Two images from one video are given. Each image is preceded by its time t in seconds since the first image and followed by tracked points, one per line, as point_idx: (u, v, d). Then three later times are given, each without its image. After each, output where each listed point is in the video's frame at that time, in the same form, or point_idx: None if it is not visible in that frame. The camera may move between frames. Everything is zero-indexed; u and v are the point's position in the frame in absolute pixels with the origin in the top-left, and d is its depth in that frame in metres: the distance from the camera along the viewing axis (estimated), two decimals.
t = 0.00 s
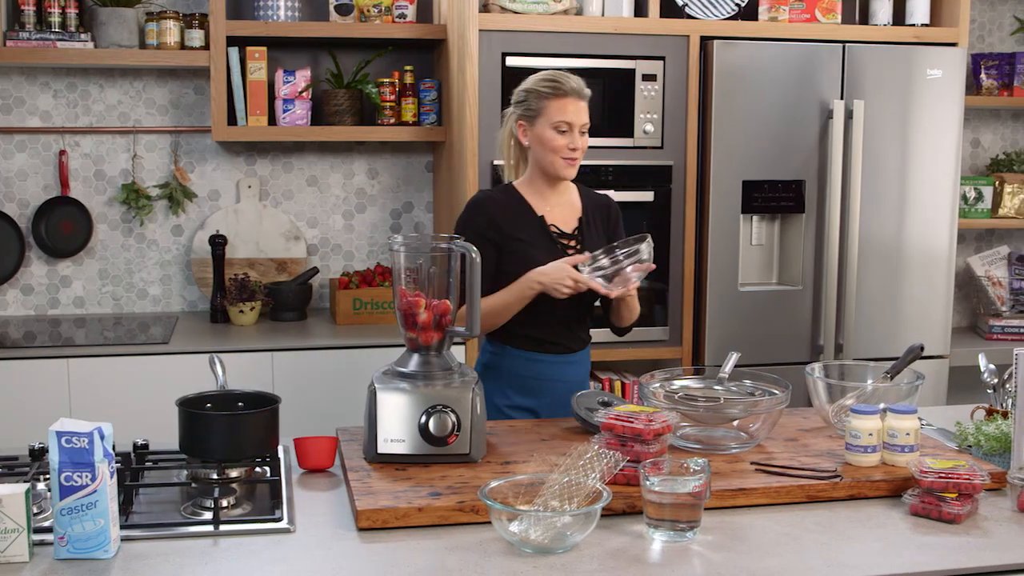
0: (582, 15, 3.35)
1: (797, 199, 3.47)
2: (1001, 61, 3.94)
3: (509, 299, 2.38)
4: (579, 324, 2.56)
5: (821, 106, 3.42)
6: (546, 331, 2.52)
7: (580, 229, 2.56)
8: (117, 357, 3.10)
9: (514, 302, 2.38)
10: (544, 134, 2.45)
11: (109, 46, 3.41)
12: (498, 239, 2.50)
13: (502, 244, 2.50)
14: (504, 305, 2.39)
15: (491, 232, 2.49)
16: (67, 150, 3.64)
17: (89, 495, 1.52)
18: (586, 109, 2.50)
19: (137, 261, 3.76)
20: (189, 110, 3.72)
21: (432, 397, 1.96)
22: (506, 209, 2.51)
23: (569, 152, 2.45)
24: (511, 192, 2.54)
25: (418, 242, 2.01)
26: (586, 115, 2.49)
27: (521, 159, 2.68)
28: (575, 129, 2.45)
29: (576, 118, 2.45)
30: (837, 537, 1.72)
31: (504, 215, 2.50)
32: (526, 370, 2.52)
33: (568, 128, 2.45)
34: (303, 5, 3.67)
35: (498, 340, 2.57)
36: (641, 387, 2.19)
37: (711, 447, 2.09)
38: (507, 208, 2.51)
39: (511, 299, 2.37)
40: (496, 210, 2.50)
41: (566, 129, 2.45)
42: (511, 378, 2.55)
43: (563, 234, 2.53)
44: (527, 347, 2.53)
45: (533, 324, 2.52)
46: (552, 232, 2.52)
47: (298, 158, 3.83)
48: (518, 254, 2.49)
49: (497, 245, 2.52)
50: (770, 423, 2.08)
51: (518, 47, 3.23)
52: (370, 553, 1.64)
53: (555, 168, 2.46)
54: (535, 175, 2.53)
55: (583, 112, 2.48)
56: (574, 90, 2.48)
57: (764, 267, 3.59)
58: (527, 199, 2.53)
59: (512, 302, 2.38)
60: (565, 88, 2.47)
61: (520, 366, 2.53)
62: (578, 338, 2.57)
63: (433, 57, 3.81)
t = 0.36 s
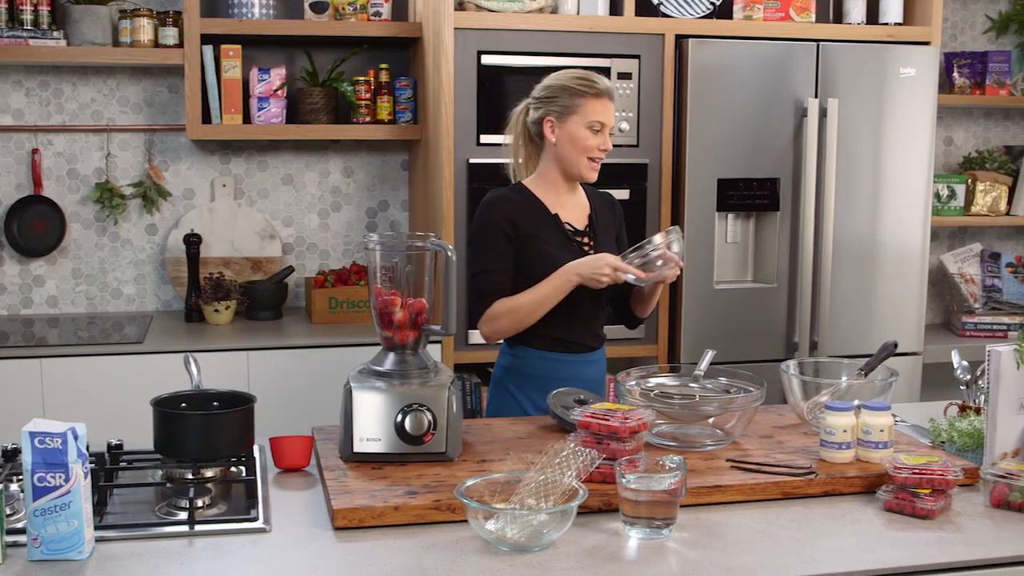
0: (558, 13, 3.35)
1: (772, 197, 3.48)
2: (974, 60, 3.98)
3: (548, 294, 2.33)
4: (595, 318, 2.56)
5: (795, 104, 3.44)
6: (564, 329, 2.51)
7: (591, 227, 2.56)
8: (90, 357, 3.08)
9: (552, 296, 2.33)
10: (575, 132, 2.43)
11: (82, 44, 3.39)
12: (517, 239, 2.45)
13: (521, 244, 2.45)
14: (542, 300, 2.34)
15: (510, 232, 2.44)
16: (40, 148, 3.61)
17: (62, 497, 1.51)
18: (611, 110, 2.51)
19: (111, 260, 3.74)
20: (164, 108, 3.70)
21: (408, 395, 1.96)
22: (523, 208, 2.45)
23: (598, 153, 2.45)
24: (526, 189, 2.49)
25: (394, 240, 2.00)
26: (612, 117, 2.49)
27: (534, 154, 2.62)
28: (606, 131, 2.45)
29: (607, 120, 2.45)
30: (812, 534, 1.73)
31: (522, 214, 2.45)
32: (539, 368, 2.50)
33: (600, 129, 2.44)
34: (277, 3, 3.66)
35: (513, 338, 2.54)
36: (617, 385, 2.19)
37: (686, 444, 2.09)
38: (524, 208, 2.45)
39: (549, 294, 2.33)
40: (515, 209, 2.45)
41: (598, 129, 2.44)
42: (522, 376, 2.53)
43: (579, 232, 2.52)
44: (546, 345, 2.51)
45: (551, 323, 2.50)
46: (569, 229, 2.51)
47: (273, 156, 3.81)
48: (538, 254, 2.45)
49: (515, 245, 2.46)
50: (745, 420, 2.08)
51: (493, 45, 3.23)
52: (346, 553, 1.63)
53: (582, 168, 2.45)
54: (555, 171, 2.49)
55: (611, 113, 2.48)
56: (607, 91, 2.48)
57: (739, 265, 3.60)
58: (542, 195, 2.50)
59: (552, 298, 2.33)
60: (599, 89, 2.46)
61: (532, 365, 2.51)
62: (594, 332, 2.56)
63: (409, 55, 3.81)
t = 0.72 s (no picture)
0: (529, 11, 3.35)
1: (742, 195, 3.50)
2: (941, 60, 4.00)
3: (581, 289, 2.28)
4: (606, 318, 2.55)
5: (765, 103, 3.47)
6: (575, 331, 2.49)
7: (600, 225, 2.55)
8: (58, 357, 3.06)
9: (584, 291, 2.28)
10: (586, 130, 2.41)
11: (49, 41, 3.36)
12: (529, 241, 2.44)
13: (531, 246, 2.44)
14: (575, 296, 2.29)
15: (520, 234, 2.42)
16: (6, 148, 3.58)
17: (30, 498, 1.50)
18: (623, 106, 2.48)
19: (80, 260, 3.71)
20: (132, 106, 3.67)
21: (380, 394, 1.95)
22: (532, 209, 2.44)
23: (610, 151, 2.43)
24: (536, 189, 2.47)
25: (364, 239, 1.99)
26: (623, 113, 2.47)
27: (529, 149, 2.62)
28: (617, 128, 2.43)
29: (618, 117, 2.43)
30: (783, 530, 1.73)
31: (533, 215, 2.44)
32: (550, 371, 2.49)
33: (611, 127, 2.42)
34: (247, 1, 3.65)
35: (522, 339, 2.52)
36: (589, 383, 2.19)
37: (658, 441, 2.08)
38: (534, 209, 2.44)
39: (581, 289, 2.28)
40: (525, 210, 2.43)
41: (608, 127, 2.42)
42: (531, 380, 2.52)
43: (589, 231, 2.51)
44: (555, 347, 2.50)
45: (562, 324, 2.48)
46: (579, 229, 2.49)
47: (243, 155, 3.80)
48: (549, 256, 2.44)
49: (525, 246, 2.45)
50: (717, 417, 2.09)
51: (464, 44, 3.23)
52: (317, 552, 1.62)
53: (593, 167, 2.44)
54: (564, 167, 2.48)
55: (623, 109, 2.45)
56: (619, 88, 2.45)
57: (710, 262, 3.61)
58: (553, 193, 2.48)
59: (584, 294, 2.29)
60: (610, 86, 2.42)
61: (542, 367, 2.50)
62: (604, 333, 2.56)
63: (380, 53, 3.81)
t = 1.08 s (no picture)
0: (501, 9, 3.35)
1: (714, 193, 3.51)
2: (911, 58, 4.06)
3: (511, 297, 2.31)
4: (621, 320, 2.50)
5: (737, 101, 3.48)
6: (581, 326, 2.49)
7: (630, 226, 2.49)
8: (28, 358, 3.04)
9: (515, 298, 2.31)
10: (580, 126, 2.41)
11: (18, 39, 3.33)
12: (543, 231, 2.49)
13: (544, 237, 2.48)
14: (509, 303, 2.33)
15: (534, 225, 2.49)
16: None
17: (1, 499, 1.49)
18: (625, 96, 2.38)
19: (50, 259, 3.68)
20: (103, 105, 3.65)
21: (352, 393, 1.94)
22: (551, 202, 2.49)
23: (604, 145, 2.38)
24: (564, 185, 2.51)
25: (336, 236, 1.96)
26: (622, 103, 2.37)
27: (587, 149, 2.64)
28: (606, 121, 2.35)
29: (607, 108, 2.35)
30: (756, 526, 1.73)
31: (549, 208, 2.49)
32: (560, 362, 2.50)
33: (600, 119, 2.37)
34: None
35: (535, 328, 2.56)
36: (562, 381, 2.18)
37: (631, 439, 2.08)
38: (553, 201, 2.49)
39: (512, 297, 2.31)
40: (541, 202, 2.50)
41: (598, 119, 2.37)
42: (540, 369, 2.53)
43: (610, 229, 2.47)
44: (562, 340, 2.51)
45: (568, 317, 2.50)
46: (600, 227, 2.47)
47: (215, 153, 3.78)
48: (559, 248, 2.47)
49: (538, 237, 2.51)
50: (689, 415, 2.10)
51: (435, 42, 3.23)
52: (289, 552, 1.61)
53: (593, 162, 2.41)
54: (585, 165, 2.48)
55: (618, 100, 2.36)
56: (607, 77, 2.36)
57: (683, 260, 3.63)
58: (580, 191, 2.50)
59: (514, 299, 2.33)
60: (595, 79, 2.36)
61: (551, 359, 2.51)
62: (618, 334, 2.52)
63: (352, 51, 3.80)
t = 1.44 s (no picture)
0: (488, 8, 3.35)
1: (702, 191, 3.51)
2: (898, 57, 4.07)
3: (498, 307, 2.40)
4: (624, 318, 2.50)
5: (724, 100, 3.49)
6: (582, 322, 2.50)
7: (637, 224, 2.49)
8: (13, 358, 3.02)
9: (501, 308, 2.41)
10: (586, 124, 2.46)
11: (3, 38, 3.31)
12: (548, 228, 2.50)
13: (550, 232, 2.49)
14: (500, 313, 2.43)
15: (541, 220, 2.49)
16: None
17: None
18: (630, 93, 2.43)
19: (36, 258, 3.67)
20: (89, 103, 3.63)
21: (340, 393, 1.94)
22: (560, 197, 2.49)
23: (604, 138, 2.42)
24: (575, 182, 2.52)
25: (324, 236, 1.95)
26: (625, 99, 2.41)
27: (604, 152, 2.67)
28: (607, 115, 2.40)
29: (608, 103, 2.41)
30: (744, 524, 1.73)
31: (557, 203, 2.49)
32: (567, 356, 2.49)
33: (602, 115, 2.42)
34: None
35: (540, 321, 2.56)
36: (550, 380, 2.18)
37: (619, 437, 2.09)
38: (562, 197, 2.49)
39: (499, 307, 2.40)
40: (548, 198, 2.50)
41: (600, 115, 2.42)
42: (542, 364, 2.53)
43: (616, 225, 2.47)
44: (564, 334, 2.51)
45: (570, 312, 2.51)
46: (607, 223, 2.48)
47: (202, 152, 3.77)
48: (564, 244, 2.47)
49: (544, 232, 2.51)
50: (676, 413, 2.10)
51: (422, 41, 3.22)
52: (277, 551, 1.60)
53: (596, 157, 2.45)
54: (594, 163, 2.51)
55: (622, 96, 2.41)
56: (612, 74, 2.43)
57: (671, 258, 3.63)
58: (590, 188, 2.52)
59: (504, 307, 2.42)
60: (600, 75, 2.43)
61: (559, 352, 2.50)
62: (621, 331, 2.51)
63: (339, 50, 3.80)
